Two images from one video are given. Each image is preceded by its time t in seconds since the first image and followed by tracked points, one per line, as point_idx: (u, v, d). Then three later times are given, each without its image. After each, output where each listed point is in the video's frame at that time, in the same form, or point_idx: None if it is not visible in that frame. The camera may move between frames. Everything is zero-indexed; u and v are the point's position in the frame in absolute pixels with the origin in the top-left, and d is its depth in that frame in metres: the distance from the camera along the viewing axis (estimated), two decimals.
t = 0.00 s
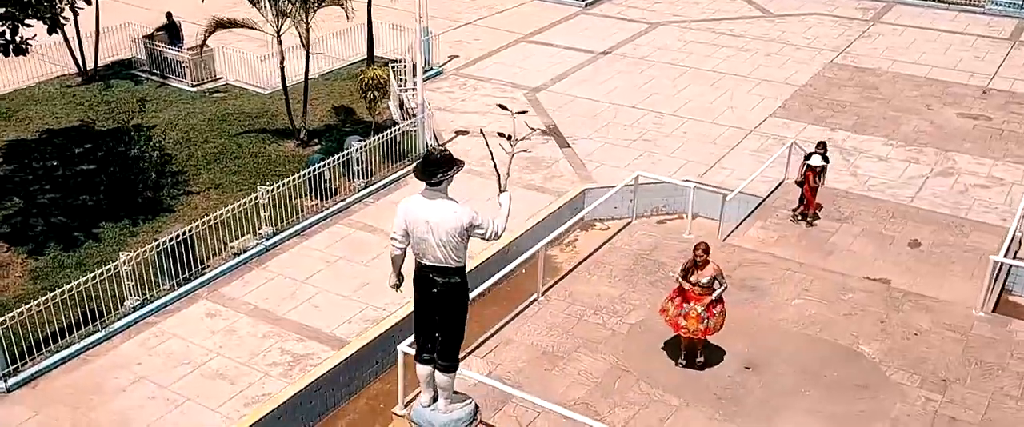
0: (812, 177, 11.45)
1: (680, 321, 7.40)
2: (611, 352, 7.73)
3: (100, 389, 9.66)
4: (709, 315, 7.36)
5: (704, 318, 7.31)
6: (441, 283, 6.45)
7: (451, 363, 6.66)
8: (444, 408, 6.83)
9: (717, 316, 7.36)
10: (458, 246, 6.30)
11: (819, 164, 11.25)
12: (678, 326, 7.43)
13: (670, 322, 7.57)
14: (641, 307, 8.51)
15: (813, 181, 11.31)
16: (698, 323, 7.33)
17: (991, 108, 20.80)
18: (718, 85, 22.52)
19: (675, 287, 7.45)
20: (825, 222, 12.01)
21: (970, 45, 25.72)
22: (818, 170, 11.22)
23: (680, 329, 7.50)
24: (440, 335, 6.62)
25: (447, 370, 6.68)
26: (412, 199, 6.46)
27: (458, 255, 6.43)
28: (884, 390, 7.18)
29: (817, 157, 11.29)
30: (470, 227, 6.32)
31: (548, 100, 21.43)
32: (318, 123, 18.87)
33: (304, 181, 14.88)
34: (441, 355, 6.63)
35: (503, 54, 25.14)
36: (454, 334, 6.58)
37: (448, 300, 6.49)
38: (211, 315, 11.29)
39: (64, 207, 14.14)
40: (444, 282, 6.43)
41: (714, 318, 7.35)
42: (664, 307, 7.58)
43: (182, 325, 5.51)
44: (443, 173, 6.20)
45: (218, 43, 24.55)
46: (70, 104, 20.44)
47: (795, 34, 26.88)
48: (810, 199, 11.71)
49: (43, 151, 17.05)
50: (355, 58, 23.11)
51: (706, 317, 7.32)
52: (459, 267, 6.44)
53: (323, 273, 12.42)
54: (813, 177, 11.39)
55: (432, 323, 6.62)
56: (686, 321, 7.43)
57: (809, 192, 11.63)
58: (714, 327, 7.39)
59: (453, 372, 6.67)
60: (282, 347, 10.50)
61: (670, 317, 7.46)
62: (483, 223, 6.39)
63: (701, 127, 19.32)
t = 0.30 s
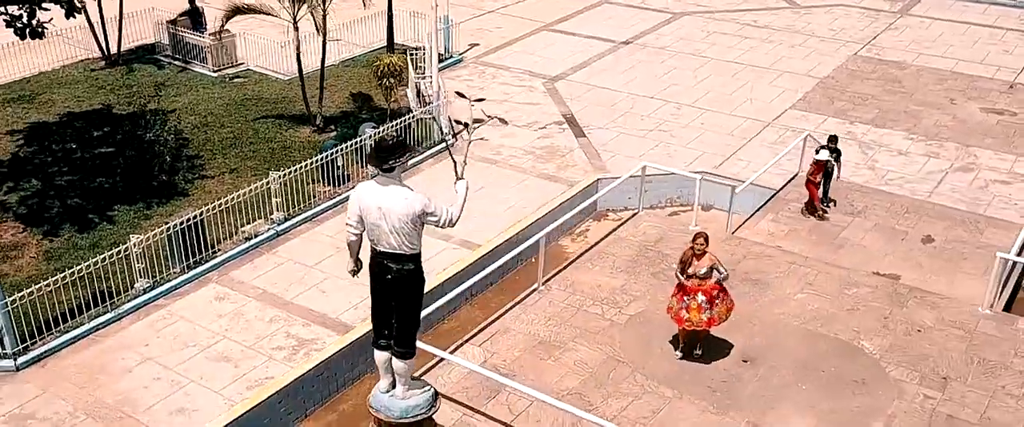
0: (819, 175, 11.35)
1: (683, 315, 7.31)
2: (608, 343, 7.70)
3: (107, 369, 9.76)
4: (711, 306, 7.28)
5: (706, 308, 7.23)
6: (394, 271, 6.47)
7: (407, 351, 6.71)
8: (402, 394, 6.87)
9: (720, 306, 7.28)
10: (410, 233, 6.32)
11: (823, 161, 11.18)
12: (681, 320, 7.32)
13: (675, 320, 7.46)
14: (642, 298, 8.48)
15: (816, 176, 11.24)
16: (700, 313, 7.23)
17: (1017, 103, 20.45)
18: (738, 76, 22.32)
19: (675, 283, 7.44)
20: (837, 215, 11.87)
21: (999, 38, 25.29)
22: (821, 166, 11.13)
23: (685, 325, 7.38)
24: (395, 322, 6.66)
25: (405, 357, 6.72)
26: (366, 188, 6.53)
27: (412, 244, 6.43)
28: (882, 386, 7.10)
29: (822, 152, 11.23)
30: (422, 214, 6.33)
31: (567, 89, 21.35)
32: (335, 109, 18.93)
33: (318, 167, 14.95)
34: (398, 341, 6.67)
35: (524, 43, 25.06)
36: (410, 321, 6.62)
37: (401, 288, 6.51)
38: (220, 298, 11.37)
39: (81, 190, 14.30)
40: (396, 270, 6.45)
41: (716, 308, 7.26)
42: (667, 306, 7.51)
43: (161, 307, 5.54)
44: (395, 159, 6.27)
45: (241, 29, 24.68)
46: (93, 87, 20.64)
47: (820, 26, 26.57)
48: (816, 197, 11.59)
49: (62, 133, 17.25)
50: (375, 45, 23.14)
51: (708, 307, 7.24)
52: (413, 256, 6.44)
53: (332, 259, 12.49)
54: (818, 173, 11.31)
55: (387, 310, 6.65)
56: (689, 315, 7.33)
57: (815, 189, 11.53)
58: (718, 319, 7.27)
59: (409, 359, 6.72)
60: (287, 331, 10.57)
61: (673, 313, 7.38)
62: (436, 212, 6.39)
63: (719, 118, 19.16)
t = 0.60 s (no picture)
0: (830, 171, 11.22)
1: (692, 307, 7.26)
2: (612, 333, 7.67)
3: (122, 348, 9.88)
4: (720, 296, 7.25)
5: (716, 298, 7.20)
6: (358, 255, 6.25)
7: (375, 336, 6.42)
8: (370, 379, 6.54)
9: (727, 296, 7.26)
10: (373, 219, 6.08)
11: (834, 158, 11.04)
12: (690, 311, 7.27)
13: (681, 312, 7.41)
14: (650, 290, 8.43)
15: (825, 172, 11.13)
16: (710, 304, 7.19)
17: None
18: (766, 68, 22.05)
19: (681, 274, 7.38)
20: (857, 210, 11.70)
21: None
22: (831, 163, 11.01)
23: (692, 317, 7.33)
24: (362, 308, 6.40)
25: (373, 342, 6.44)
26: (333, 172, 6.33)
27: (376, 229, 6.21)
28: (887, 384, 7.00)
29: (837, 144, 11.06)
30: (385, 200, 6.09)
31: (592, 79, 21.25)
32: (359, 96, 18.98)
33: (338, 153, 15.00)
34: (364, 326, 6.39)
35: (552, 32, 24.95)
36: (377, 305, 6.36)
37: (365, 273, 6.27)
38: (235, 281, 11.48)
39: (105, 171, 14.51)
40: (359, 254, 6.23)
41: (724, 298, 7.24)
42: (672, 298, 7.45)
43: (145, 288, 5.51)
44: (358, 141, 6.05)
45: (270, 15, 24.82)
46: (122, 71, 20.88)
47: (853, 19, 26.17)
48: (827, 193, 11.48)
49: (90, 115, 17.49)
50: (403, 33, 23.16)
51: (716, 298, 7.21)
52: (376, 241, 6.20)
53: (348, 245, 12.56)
54: (830, 168, 11.19)
55: (353, 298, 6.41)
56: (697, 307, 7.28)
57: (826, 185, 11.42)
58: (727, 308, 7.25)
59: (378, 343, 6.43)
60: (300, 315, 10.65)
61: (681, 305, 7.32)
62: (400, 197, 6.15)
63: (745, 110, 18.95)
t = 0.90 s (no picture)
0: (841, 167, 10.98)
1: (693, 299, 7.25)
2: (617, 324, 7.64)
3: (137, 328, 10.02)
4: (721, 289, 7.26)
5: (719, 292, 7.20)
6: (325, 238, 6.12)
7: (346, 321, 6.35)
8: (342, 364, 6.49)
9: (729, 289, 7.28)
10: (341, 204, 5.92)
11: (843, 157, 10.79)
12: (692, 303, 7.26)
13: (680, 301, 7.40)
14: (658, 282, 8.39)
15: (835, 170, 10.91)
16: (713, 297, 7.20)
17: None
18: (795, 61, 21.72)
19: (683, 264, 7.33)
20: (877, 205, 11.54)
21: None
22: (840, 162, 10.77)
23: (692, 307, 7.34)
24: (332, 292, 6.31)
25: (343, 327, 6.36)
26: (303, 155, 6.15)
27: (347, 211, 6.05)
28: (893, 382, 6.92)
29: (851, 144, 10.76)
30: (351, 186, 5.90)
31: (617, 69, 21.13)
32: (382, 83, 19.00)
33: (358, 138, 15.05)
34: (335, 310, 6.33)
35: (579, 21, 24.82)
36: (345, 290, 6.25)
37: (333, 258, 6.14)
38: (251, 264, 11.59)
39: (129, 153, 14.71)
40: (328, 239, 6.10)
41: (726, 292, 7.25)
42: (672, 286, 7.42)
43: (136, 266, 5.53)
44: (328, 128, 5.86)
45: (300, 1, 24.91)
46: (151, 55, 21.11)
47: (886, 12, 25.75)
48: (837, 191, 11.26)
49: (118, 98, 17.72)
50: (430, 20, 23.16)
51: (720, 291, 7.21)
52: (346, 224, 6.07)
53: (365, 230, 12.61)
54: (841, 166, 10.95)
55: (324, 278, 6.31)
56: (698, 298, 7.29)
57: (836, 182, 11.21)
58: (727, 302, 7.28)
59: (347, 329, 6.36)
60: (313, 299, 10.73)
61: (683, 296, 7.29)
62: (369, 182, 5.94)
63: (770, 102, 18.72)
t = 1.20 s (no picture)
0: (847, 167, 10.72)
1: (691, 284, 7.26)
2: (621, 315, 7.63)
3: (152, 309, 10.15)
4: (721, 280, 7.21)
5: (716, 282, 7.16)
6: (298, 222, 6.00)
7: (321, 305, 6.24)
8: (316, 346, 6.40)
9: (729, 282, 7.21)
10: (312, 188, 5.82)
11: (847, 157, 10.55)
12: (689, 288, 7.27)
13: (682, 286, 7.42)
14: (665, 273, 8.37)
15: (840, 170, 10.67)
16: (709, 286, 7.16)
17: None
18: (822, 53, 21.40)
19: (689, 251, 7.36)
20: (895, 200, 11.39)
21: None
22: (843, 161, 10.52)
23: (691, 294, 7.33)
24: (304, 278, 6.18)
25: (316, 311, 6.26)
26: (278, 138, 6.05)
27: (319, 195, 5.92)
28: (897, 379, 6.85)
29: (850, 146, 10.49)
30: (321, 171, 5.79)
31: (641, 60, 21.00)
32: (404, 70, 19.01)
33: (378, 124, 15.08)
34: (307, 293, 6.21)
35: (605, 11, 24.67)
36: (317, 275, 6.12)
37: (304, 242, 6.01)
38: (267, 248, 11.69)
39: (151, 136, 14.89)
40: (300, 223, 5.99)
41: (725, 284, 7.19)
42: (677, 271, 7.45)
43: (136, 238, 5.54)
44: (301, 114, 5.75)
45: None
46: (178, 39, 21.29)
47: (918, 5, 25.35)
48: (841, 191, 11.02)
49: (144, 82, 17.91)
50: (455, 8, 23.13)
51: (718, 281, 7.17)
52: (317, 208, 5.93)
53: (380, 216, 12.65)
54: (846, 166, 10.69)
55: (298, 264, 6.19)
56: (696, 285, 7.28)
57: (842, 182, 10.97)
58: (725, 294, 7.21)
59: (320, 313, 6.24)
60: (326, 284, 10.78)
61: (683, 280, 7.32)
62: (339, 167, 5.80)
63: (795, 95, 18.46)
